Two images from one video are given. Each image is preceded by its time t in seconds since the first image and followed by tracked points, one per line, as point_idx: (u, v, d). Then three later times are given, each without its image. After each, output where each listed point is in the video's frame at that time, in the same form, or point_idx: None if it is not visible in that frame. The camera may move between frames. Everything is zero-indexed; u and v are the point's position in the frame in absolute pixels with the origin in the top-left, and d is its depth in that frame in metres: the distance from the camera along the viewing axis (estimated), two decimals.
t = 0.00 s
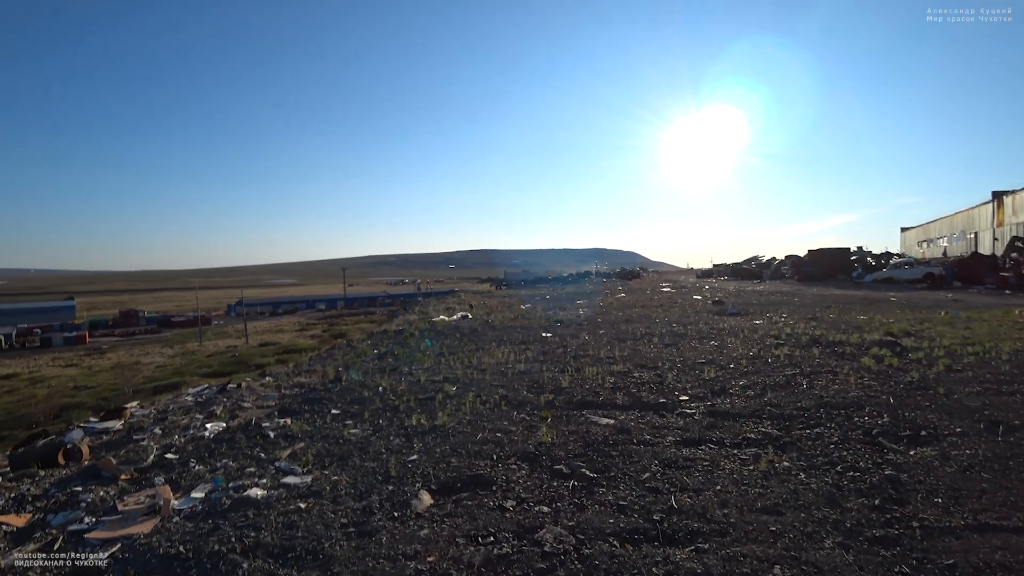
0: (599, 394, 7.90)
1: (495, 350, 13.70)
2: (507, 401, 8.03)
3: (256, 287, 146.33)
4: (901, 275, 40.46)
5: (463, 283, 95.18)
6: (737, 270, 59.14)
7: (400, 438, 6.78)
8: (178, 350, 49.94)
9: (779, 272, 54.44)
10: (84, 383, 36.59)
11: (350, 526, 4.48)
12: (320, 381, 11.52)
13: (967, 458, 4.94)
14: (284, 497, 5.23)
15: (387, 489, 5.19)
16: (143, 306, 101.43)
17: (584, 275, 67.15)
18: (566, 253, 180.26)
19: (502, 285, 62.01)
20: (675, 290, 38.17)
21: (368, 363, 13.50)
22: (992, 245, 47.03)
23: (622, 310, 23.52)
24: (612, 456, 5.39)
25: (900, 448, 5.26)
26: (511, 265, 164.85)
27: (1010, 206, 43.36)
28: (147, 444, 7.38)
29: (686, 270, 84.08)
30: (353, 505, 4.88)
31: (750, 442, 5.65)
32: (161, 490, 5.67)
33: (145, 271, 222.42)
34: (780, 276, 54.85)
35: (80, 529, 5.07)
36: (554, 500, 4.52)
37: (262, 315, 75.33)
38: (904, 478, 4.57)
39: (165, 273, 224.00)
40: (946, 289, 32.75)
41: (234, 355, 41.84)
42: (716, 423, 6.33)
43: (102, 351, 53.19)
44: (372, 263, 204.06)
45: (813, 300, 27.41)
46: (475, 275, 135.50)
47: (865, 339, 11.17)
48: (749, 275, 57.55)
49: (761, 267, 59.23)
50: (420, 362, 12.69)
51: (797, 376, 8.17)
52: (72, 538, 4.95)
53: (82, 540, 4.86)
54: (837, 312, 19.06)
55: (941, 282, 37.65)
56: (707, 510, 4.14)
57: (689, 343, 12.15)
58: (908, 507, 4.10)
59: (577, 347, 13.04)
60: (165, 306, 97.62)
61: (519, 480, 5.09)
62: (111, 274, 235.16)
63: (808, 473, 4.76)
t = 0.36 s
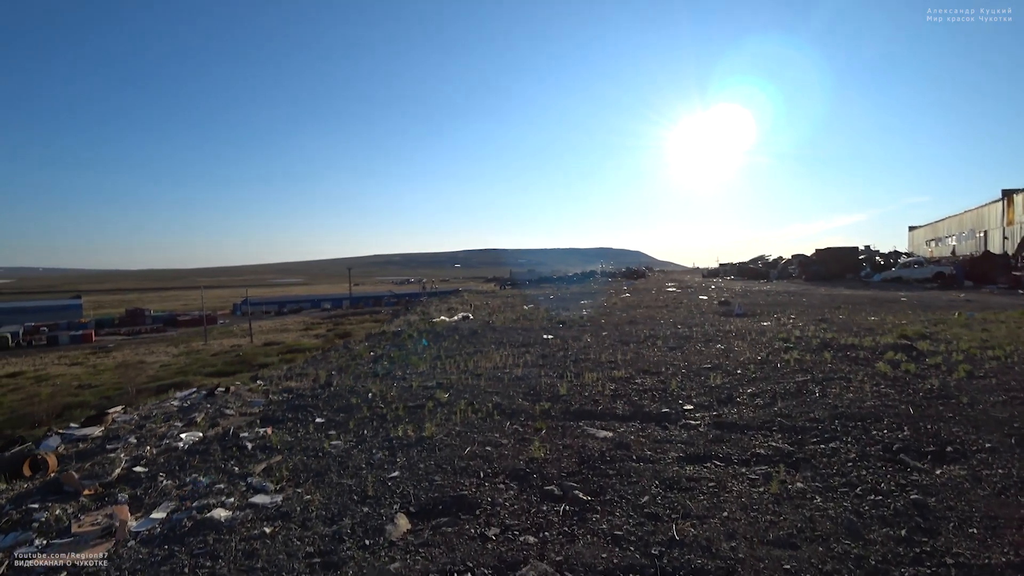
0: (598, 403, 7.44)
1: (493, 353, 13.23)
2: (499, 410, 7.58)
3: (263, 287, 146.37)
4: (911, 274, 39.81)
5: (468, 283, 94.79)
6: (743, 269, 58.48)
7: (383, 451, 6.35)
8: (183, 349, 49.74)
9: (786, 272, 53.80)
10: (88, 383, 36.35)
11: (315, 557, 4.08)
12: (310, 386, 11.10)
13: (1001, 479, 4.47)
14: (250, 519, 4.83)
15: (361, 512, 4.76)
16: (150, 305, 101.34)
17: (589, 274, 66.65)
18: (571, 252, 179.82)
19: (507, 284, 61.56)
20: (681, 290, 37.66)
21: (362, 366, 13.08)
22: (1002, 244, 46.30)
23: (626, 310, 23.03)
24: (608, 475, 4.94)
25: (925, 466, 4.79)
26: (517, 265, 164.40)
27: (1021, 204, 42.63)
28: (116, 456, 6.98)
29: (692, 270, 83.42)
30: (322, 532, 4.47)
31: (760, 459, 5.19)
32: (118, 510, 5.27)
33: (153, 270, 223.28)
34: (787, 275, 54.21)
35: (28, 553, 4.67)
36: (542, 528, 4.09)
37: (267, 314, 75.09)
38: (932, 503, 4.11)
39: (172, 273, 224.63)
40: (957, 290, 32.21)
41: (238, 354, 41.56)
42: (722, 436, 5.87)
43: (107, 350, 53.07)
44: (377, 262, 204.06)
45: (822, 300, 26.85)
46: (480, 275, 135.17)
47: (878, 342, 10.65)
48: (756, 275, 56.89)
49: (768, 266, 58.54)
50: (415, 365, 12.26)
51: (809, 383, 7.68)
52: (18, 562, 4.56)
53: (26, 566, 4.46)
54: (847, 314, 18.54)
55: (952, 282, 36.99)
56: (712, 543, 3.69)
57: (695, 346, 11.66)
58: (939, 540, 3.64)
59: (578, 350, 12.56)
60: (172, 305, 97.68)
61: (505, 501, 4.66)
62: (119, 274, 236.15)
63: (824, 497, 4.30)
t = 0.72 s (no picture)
0: (583, 411, 7.03)
1: (478, 356, 12.78)
2: (480, 419, 7.18)
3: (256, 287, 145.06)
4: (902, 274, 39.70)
5: (461, 283, 94.29)
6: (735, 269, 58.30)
7: (352, 465, 5.95)
8: (172, 351, 49.07)
9: (778, 272, 53.66)
10: (74, 386, 35.72)
11: None
12: (287, 391, 10.65)
13: (1016, 498, 4.11)
14: (198, 544, 4.45)
15: (319, 536, 4.36)
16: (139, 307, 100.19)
17: (581, 274, 66.34)
18: (563, 252, 179.57)
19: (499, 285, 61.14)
20: (674, 290, 37.39)
21: (343, 370, 12.64)
22: (991, 244, 46.32)
23: (617, 311, 22.68)
24: (590, 493, 4.55)
25: (932, 484, 4.42)
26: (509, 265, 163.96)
27: (1009, 204, 42.64)
28: (68, 471, 6.55)
29: (684, 269, 83.24)
30: (275, 560, 4.08)
31: (754, 474, 4.82)
32: (56, 535, 4.86)
33: (144, 271, 221.29)
34: (778, 275, 54.07)
35: None
36: (515, 558, 3.70)
37: (258, 315, 74.26)
38: (944, 528, 3.74)
39: (163, 273, 222.76)
40: (949, 289, 32.07)
41: (227, 356, 40.94)
42: (713, 448, 5.49)
43: (94, 352, 52.31)
44: (369, 262, 203.10)
45: (814, 301, 26.59)
46: (473, 275, 134.67)
47: (875, 345, 10.31)
48: (748, 275, 56.73)
49: (760, 266, 58.36)
50: (397, 369, 11.83)
51: (806, 389, 7.30)
52: None
53: None
54: (841, 315, 18.20)
55: (944, 282, 36.84)
56: None
57: (686, 349, 11.27)
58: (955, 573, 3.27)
59: (566, 353, 12.12)
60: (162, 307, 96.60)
61: (477, 523, 4.27)
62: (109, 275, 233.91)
63: (825, 520, 3.92)
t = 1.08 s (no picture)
0: (565, 423, 6.54)
1: (460, 361, 12.27)
2: (453, 431, 6.66)
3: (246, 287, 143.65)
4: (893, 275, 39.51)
5: (452, 284, 93.68)
6: (726, 270, 58.07)
7: (309, 484, 5.44)
8: (159, 352, 48.21)
9: (768, 273, 53.45)
10: (57, 388, 34.85)
11: None
12: (256, 398, 10.09)
13: None
14: None
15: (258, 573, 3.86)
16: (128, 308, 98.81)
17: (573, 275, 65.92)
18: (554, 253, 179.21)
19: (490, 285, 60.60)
20: (665, 291, 36.95)
21: (319, 375, 12.08)
22: (979, 245, 46.28)
23: (607, 313, 22.21)
24: (566, 522, 4.07)
25: (948, 511, 3.97)
26: (501, 266, 163.43)
27: (997, 205, 42.61)
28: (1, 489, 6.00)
29: (676, 270, 83.01)
30: None
31: (750, 498, 4.34)
32: None
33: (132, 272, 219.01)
34: (769, 276, 53.85)
35: None
36: None
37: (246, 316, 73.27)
38: (966, 567, 3.28)
39: (152, 274, 220.58)
40: (940, 291, 31.87)
41: (214, 357, 40.19)
42: (704, 466, 5.01)
43: (80, 353, 51.35)
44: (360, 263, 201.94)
45: (806, 302, 26.25)
46: (464, 276, 134.00)
47: (872, 350, 9.87)
48: (739, 276, 56.49)
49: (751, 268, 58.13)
50: (374, 375, 11.29)
51: (803, 398, 6.85)
52: None
53: None
54: (833, 317, 17.80)
55: (935, 283, 36.64)
56: None
57: (676, 354, 10.80)
58: None
59: (551, 358, 11.64)
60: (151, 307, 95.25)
61: (436, 560, 3.77)
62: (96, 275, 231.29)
63: (830, 557, 3.46)
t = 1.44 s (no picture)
0: (556, 434, 6.12)
1: (452, 365, 11.82)
2: (437, 443, 6.24)
3: (248, 288, 143.37)
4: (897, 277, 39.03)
5: (453, 285, 93.32)
6: (728, 271, 57.56)
7: (276, 502, 5.02)
8: (159, 353, 47.82)
9: (770, 275, 53.01)
10: (56, 389, 34.53)
11: None
12: (238, 405, 9.66)
13: None
14: None
15: None
16: (129, 309, 98.63)
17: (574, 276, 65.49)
18: (556, 255, 178.81)
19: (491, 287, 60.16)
20: (667, 293, 36.57)
21: (307, 380, 11.66)
22: (982, 247, 45.77)
23: (607, 316, 21.80)
24: (549, 552, 3.65)
25: (976, 541, 3.55)
26: (502, 267, 162.96)
27: (1001, 207, 42.13)
28: None
29: (678, 271, 82.48)
30: None
31: (755, 523, 3.92)
32: None
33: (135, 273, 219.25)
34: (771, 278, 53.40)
35: None
36: None
37: (246, 318, 72.95)
38: None
39: (154, 275, 220.49)
40: (947, 293, 31.41)
41: (213, 359, 39.77)
42: (704, 485, 4.58)
43: (80, 354, 50.99)
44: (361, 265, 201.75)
45: (809, 305, 25.78)
46: (465, 278, 133.76)
47: (880, 355, 9.44)
48: (741, 278, 55.99)
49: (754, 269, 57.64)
50: (362, 380, 10.87)
51: (810, 409, 6.41)
52: None
53: None
54: (838, 320, 17.32)
55: (939, 285, 36.13)
56: None
57: (675, 359, 10.35)
58: None
59: (546, 362, 11.19)
60: (152, 309, 95.06)
61: None
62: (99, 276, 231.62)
63: None
